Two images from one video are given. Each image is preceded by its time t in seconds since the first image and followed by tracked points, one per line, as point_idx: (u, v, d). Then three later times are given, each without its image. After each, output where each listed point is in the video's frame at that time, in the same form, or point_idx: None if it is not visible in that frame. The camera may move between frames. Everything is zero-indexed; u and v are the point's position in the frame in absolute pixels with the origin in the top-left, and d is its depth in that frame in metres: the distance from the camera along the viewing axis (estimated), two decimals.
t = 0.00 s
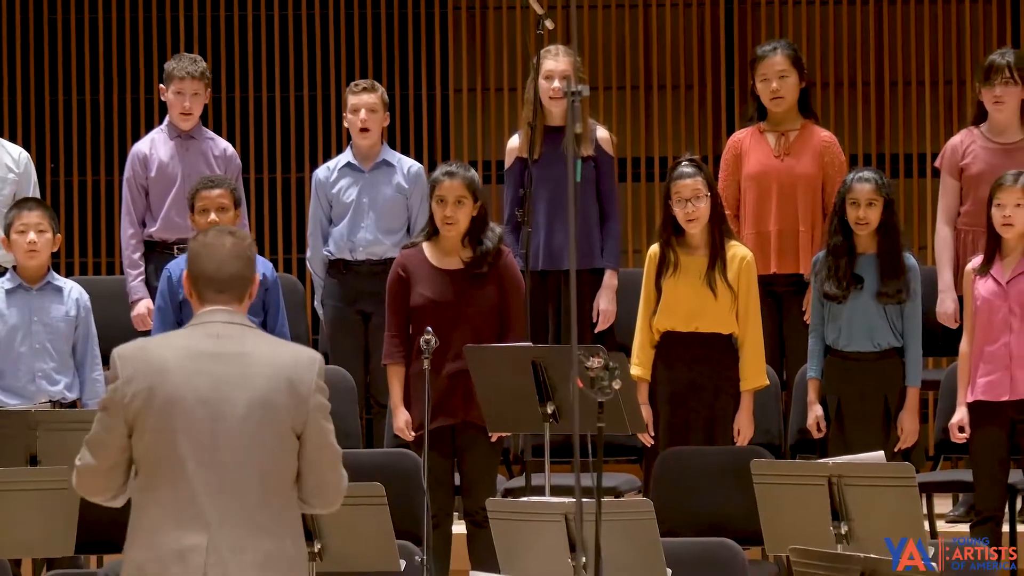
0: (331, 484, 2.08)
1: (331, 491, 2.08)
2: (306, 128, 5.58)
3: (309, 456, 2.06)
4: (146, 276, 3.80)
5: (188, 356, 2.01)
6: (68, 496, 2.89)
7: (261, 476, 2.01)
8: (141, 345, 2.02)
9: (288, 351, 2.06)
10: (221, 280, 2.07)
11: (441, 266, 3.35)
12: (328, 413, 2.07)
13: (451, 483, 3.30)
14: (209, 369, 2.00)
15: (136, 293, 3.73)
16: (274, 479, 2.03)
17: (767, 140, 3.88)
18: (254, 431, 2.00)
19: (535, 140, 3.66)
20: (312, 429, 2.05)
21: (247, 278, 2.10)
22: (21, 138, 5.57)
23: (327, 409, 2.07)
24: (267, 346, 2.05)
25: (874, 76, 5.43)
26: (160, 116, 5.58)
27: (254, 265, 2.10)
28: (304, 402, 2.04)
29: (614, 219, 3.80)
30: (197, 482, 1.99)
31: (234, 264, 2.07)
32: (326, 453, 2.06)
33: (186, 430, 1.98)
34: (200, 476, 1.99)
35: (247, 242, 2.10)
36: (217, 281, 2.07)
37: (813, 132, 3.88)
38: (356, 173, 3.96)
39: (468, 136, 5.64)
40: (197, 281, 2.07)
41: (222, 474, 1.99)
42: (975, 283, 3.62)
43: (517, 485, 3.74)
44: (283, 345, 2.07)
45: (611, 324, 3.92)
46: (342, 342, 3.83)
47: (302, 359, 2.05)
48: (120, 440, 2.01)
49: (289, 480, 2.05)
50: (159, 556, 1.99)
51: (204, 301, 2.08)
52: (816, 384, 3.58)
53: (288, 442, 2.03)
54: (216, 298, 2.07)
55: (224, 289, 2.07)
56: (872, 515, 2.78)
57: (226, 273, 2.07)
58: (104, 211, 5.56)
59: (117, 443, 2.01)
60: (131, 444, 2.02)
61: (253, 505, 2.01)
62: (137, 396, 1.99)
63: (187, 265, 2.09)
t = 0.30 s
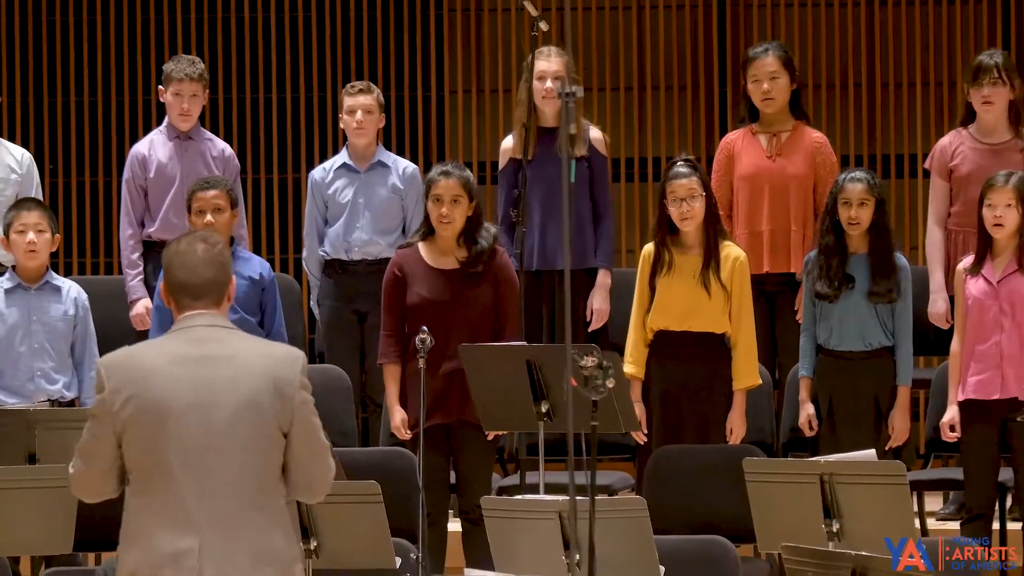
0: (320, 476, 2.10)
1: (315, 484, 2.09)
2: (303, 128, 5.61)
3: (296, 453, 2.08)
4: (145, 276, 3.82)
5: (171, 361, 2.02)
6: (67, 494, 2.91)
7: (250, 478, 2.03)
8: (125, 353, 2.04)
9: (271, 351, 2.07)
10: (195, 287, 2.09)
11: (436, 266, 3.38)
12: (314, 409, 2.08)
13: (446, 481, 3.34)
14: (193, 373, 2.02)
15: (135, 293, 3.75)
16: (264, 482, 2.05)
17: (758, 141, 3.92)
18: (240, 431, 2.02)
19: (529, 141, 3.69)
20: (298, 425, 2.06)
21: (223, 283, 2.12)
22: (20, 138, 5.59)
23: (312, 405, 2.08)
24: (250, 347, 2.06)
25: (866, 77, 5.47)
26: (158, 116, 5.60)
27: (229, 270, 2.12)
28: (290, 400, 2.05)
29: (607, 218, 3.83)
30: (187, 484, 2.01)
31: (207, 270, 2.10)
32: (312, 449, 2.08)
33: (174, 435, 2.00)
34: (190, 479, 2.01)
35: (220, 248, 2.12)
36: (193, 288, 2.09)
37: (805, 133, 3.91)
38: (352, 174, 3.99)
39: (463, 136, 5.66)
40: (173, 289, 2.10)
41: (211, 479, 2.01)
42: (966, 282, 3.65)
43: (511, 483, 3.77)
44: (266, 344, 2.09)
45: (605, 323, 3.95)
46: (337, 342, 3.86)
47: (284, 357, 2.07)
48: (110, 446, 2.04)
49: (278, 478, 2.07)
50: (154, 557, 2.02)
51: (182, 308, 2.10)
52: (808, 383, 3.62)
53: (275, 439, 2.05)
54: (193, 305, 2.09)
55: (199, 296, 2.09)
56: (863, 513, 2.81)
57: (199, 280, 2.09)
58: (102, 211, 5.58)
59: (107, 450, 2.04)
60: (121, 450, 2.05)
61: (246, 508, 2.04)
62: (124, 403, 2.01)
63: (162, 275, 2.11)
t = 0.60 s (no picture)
0: (306, 476, 2.12)
1: (302, 486, 2.11)
2: (297, 130, 5.64)
3: (283, 449, 2.09)
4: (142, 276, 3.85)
5: (156, 365, 2.05)
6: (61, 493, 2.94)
7: (238, 477, 2.06)
8: (111, 357, 2.07)
9: (255, 349, 2.09)
10: (179, 288, 2.10)
11: (429, 267, 3.41)
12: (299, 405, 2.09)
13: (439, 478, 3.37)
14: (178, 376, 2.05)
15: (132, 293, 3.79)
16: (254, 482, 2.08)
17: (747, 143, 3.96)
18: (227, 431, 2.05)
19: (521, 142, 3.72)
20: (283, 422, 2.08)
21: (206, 283, 2.14)
22: (16, 139, 5.62)
23: (298, 400, 2.10)
24: (234, 346, 2.09)
25: (854, 79, 5.51)
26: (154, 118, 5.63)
27: (211, 270, 2.14)
28: (274, 398, 2.07)
29: (598, 219, 3.87)
30: (177, 486, 2.04)
31: (190, 270, 2.11)
32: (297, 446, 2.10)
33: (161, 438, 2.03)
34: (179, 481, 2.04)
35: (203, 249, 2.13)
36: (176, 289, 2.11)
37: (794, 135, 3.95)
38: (346, 175, 4.03)
39: (455, 138, 5.70)
40: (157, 289, 2.11)
41: (201, 480, 2.05)
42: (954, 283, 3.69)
43: (503, 481, 3.81)
44: (251, 343, 2.11)
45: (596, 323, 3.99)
46: (331, 341, 3.89)
47: (267, 356, 2.08)
48: (99, 453, 2.06)
49: (266, 474, 2.10)
50: (147, 556, 2.05)
51: (166, 309, 2.11)
52: (798, 382, 3.64)
53: (261, 436, 2.08)
54: (176, 306, 2.11)
55: (181, 297, 2.11)
56: (851, 511, 2.84)
57: (183, 281, 2.10)
58: (99, 212, 5.61)
59: (97, 456, 2.06)
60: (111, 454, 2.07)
61: (237, 508, 2.07)
62: (111, 409, 2.04)
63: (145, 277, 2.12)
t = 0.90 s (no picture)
0: (315, 459, 2.14)
1: (316, 469, 2.14)
2: (291, 129, 5.66)
3: (281, 447, 2.12)
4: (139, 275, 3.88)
5: (151, 365, 2.07)
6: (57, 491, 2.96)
7: (233, 474, 2.09)
8: (106, 357, 2.09)
9: (250, 350, 2.12)
10: (175, 290, 2.13)
11: (423, 266, 3.44)
12: (295, 405, 2.12)
13: (433, 476, 3.40)
14: (172, 376, 2.07)
15: (129, 291, 3.82)
16: (248, 480, 2.11)
17: (739, 143, 3.99)
18: (221, 432, 2.07)
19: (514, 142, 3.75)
20: (278, 419, 2.10)
21: (201, 286, 2.16)
22: (13, 139, 5.64)
23: (293, 401, 2.12)
24: (228, 347, 2.11)
25: (845, 79, 5.54)
26: (150, 118, 5.66)
27: (206, 272, 2.16)
28: (269, 399, 2.09)
29: (591, 218, 3.90)
30: (171, 485, 2.06)
31: (186, 272, 2.14)
32: (299, 441, 2.12)
33: (155, 438, 2.05)
34: (173, 480, 2.06)
35: (198, 252, 2.16)
36: (171, 292, 2.14)
37: (785, 135, 3.98)
38: (340, 174, 4.05)
39: (449, 137, 5.72)
40: (152, 292, 2.14)
41: (195, 480, 2.07)
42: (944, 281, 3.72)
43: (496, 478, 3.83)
44: (246, 344, 2.13)
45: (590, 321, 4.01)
46: (326, 339, 3.92)
47: (261, 357, 2.11)
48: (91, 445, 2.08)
49: (261, 472, 2.12)
50: (142, 553, 2.07)
51: (162, 312, 2.14)
52: (789, 380, 3.69)
53: (256, 437, 2.10)
54: (172, 308, 2.13)
55: (178, 299, 2.13)
56: (842, 507, 2.87)
57: (178, 283, 2.12)
58: (95, 211, 5.63)
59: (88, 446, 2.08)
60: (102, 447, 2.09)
61: (231, 507, 2.09)
62: (105, 409, 2.05)
63: (141, 279, 2.15)
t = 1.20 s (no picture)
0: (299, 473, 2.17)
1: (297, 483, 2.17)
2: (284, 132, 5.70)
3: (274, 449, 2.15)
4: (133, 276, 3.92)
5: (154, 357, 2.11)
6: (53, 488, 3.00)
7: (229, 470, 2.12)
8: (110, 347, 2.13)
9: (252, 349, 2.15)
10: (184, 279, 2.17)
11: (413, 266, 3.48)
12: (292, 408, 2.15)
13: (424, 474, 3.44)
14: (175, 368, 2.11)
15: (123, 292, 3.86)
16: (242, 478, 2.14)
17: (727, 145, 4.03)
18: (219, 427, 2.10)
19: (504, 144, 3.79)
20: (275, 422, 2.14)
21: (211, 278, 2.20)
22: (8, 142, 5.67)
23: (292, 404, 2.16)
24: (232, 344, 2.14)
25: (831, 82, 5.59)
26: (144, 120, 5.69)
27: (217, 265, 2.21)
28: (268, 398, 2.13)
29: (582, 218, 3.95)
30: (165, 477, 2.10)
31: (197, 262, 2.18)
32: (291, 446, 2.15)
33: (154, 428, 2.09)
34: (168, 472, 2.10)
35: (209, 243, 2.20)
36: (182, 282, 2.18)
37: (772, 137, 4.03)
38: (332, 176, 4.09)
39: (440, 139, 5.76)
40: (162, 282, 2.18)
41: (190, 473, 2.11)
42: (929, 281, 3.77)
43: (487, 476, 3.87)
44: (249, 343, 2.17)
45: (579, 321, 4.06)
46: (318, 339, 3.96)
47: (263, 356, 2.14)
48: (94, 440, 2.13)
49: (257, 471, 2.16)
50: (138, 547, 2.11)
51: (170, 301, 2.18)
52: (776, 379, 3.74)
53: (252, 435, 2.13)
54: (181, 298, 2.17)
55: (188, 288, 2.17)
56: (828, 505, 2.92)
57: (189, 273, 2.17)
58: (90, 213, 5.67)
59: (93, 443, 2.12)
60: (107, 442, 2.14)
61: (224, 503, 2.13)
62: (106, 397, 2.10)
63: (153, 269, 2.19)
